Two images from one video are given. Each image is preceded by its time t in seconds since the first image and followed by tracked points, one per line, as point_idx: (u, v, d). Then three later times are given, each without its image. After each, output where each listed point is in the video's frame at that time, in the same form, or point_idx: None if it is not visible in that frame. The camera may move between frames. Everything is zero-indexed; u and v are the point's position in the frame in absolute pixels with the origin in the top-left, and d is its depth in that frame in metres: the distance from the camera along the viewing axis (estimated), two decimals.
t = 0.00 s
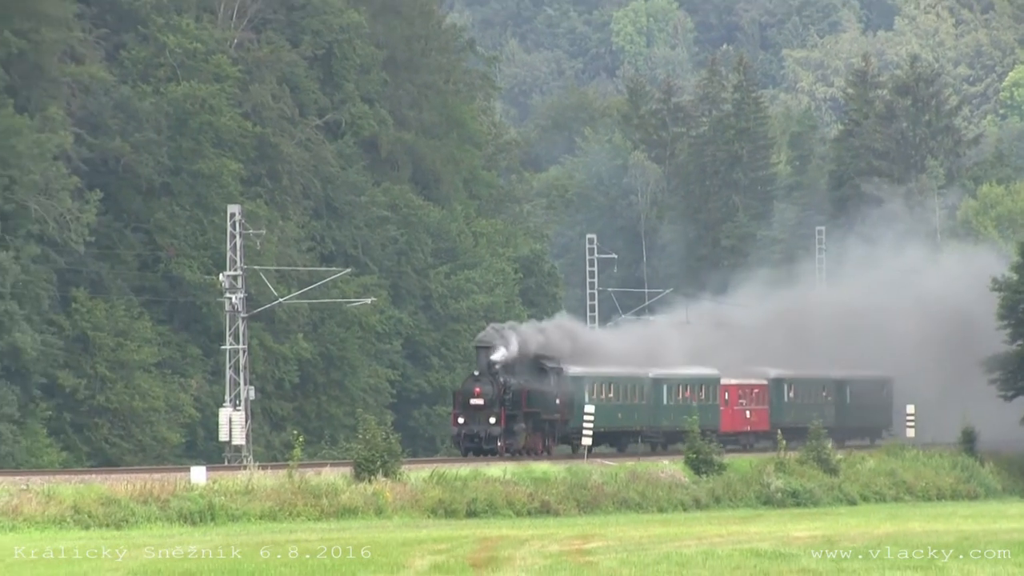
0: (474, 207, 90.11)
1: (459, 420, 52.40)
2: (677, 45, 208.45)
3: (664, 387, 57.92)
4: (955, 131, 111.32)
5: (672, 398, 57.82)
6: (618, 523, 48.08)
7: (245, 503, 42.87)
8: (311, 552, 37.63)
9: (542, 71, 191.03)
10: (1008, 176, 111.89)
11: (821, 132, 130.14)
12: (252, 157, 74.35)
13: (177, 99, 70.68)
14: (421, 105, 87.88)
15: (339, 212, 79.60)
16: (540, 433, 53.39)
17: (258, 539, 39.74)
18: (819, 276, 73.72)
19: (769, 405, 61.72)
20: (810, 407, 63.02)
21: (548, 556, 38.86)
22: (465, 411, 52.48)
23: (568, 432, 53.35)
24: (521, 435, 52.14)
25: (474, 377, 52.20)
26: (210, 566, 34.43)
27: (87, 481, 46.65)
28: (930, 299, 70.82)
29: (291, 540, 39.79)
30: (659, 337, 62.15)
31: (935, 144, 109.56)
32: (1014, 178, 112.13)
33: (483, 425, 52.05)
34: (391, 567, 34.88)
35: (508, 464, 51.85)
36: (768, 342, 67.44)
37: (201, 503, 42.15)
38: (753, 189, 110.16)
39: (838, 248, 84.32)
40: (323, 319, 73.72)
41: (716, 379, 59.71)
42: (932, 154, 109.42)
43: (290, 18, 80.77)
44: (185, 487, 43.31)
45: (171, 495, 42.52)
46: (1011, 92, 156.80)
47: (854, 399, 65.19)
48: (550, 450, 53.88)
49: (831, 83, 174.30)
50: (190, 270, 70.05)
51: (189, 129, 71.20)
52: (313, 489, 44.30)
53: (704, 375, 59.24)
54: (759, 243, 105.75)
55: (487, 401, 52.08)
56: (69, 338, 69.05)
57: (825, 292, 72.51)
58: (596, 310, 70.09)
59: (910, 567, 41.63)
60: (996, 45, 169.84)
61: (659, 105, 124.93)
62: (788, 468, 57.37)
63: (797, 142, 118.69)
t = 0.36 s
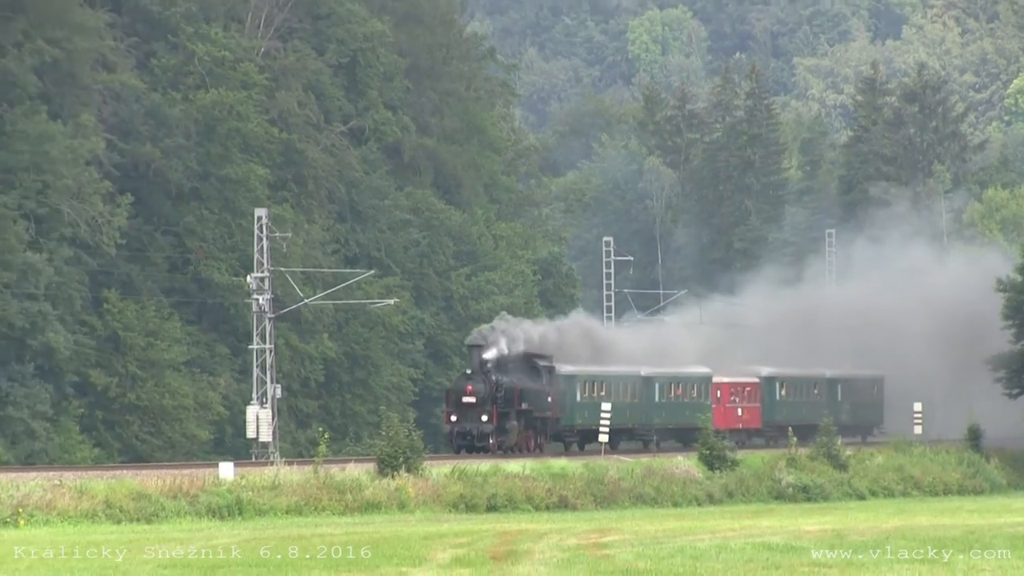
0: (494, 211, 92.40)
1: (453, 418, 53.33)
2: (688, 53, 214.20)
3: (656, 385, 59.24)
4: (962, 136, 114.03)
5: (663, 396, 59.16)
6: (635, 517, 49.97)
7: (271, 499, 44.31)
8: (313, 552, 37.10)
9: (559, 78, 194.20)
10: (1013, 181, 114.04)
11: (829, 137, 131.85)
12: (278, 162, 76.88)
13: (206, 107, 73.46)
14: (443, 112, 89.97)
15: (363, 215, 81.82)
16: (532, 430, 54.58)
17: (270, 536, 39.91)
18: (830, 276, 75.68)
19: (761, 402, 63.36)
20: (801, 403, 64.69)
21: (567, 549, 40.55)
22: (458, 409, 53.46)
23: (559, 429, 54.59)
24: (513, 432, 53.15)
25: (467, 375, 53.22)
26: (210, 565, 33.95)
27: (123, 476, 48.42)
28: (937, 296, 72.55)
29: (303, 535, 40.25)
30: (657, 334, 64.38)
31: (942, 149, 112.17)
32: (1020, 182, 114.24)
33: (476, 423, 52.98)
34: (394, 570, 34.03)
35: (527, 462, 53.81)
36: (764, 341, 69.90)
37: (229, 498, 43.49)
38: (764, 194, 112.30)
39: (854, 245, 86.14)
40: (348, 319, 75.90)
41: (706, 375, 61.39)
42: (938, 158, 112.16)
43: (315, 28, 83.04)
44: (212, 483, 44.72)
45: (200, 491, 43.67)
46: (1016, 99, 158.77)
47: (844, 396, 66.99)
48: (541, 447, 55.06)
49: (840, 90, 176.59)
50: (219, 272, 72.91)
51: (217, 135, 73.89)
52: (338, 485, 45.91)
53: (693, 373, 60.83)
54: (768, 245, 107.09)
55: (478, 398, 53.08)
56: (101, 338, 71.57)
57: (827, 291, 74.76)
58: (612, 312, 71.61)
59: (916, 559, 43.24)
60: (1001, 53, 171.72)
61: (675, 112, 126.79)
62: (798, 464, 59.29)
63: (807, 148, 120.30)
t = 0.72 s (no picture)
0: (514, 215, 94.53)
1: (445, 416, 54.64)
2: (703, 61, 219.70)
3: (648, 383, 60.70)
4: (968, 141, 116.12)
5: (654, 394, 60.54)
6: (650, 512, 51.78)
7: (297, 494, 45.64)
8: (312, 552, 36.97)
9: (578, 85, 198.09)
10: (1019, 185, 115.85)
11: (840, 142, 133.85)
12: (303, 167, 79.29)
13: (232, 113, 75.90)
14: (463, 118, 91.99)
15: (386, 219, 83.68)
16: (525, 427, 55.95)
17: (294, 532, 41.27)
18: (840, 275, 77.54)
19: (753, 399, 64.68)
20: (792, 401, 66.04)
21: (584, 544, 42.28)
22: (450, 406, 54.77)
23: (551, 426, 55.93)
24: (505, 430, 54.63)
25: (459, 374, 54.41)
26: (204, 565, 33.62)
27: (153, 472, 49.81)
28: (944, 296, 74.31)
29: (326, 530, 41.62)
30: (666, 334, 66.43)
31: (949, 154, 114.10)
32: None
33: (468, 421, 54.34)
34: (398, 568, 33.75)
35: (546, 459, 55.92)
36: (767, 341, 71.83)
37: (255, 493, 44.74)
38: (775, 198, 113.93)
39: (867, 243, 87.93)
40: (371, 320, 77.99)
41: (698, 374, 63.14)
42: (944, 163, 113.71)
43: (339, 36, 85.16)
44: (240, 479, 46.09)
45: (227, 486, 45.00)
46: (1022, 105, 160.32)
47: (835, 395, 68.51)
48: (534, 443, 56.50)
49: (850, 96, 178.58)
50: (245, 274, 75.30)
51: (243, 140, 76.31)
52: (361, 480, 47.25)
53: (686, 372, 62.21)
54: (778, 246, 108.76)
55: (471, 397, 54.36)
56: (131, 338, 74.02)
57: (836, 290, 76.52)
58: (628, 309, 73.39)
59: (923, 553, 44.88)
60: (1006, 61, 173.38)
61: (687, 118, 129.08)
62: (809, 460, 61.10)
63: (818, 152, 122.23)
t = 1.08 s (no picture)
0: (532, 218, 96.71)
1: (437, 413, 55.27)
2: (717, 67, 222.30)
3: (639, 381, 61.82)
4: (975, 146, 118.18)
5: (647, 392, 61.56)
6: (665, 507, 53.55)
7: (320, 490, 46.57)
8: (314, 552, 35.27)
9: (593, 92, 201.67)
10: None
11: (849, 149, 135.65)
12: (328, 171, 81.60)
13: (259, 119, 78.64)
14: (483, 124, 94.22)
15: (408, 222, 86.10)
16: (516, 425, 56.89)
17: (319, 526, 41.60)
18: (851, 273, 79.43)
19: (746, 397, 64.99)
20: (784, 400, 66.53)
21: (601, 538, 43.73)
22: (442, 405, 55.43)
23: (543, 423, 56.87)
24: (497, 427, 55.46)
25: (452, 372, 55.11)
26: (215, 566, 31.82)
27: (181, 468, 51.29)
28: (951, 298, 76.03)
29: (350, 525, 41.93)
30: (674, 333, 68.16)
31: (955, 158, 116.25)
32: None
33: (461, 418, 54.98)
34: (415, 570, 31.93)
35: (563, 457, 57.86)
36: (772, 340, 73.48)
37: (281, 489, 45.63)
38: (786, 202, 116.32)
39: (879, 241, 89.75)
40: (393, 319, 79.83)
41: (691, 373, 63.85)
42: (952, 167, 115.79)
43: (362, 44, 87.44)
44: (265, 475, 47.05)
45: (254, 482, 46.12)
46: None
47: (828, 392, 69.55)
48: (525, 441, 57.47)
49: (859, 103, 180.32)
50: (271, 276, 77.90)
51: (271, 145, 78.72)
52: (384, 477, 48.34)
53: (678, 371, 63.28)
54: (790, 249, 110.54)
55: (463, 395, 54.98)
56: (160, 338, 76.39)
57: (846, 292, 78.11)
58: (644, 304, 75.64)
59: (930, 547, 46.28)
60: (1011, 68, 174.91)
61: (703, 123, 131.48)
62: (820, 456, 62.93)
63: (829, 158, 124.16)
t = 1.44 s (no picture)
0: (551, 221, 99.13)
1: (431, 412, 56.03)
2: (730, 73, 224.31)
3: (633, 380, 62.67)
4: (981, 151, 120.44)
5: (640, 389, 62.59)
6: (680, 502, 55.36)
7: (345, 486, 47.89)
8: (312, 551, 35.50)
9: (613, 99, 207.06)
10: None
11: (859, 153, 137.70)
12: (352, 175, 84.08)
13: (287, 124, 80.66)
14: (503, 129, 96.83)
15: (430, 224, 89.20)
16: (511, 423, 57.32)
17: (343, 521, 42.92)
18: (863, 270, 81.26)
19: (739, 395, 66.72)
20: (777, 397, 68.45)
21: (617, 532, 45.49)
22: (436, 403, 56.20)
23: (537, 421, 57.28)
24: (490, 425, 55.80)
25: (445, 370, 55.91)
26: (225, 570, 31.14)
27: (207, 464, 53.03)
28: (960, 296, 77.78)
29: (374, 520, 43.38)
30: (684, 332, 69.78)
31: (963, 164, 118.92)
32: None
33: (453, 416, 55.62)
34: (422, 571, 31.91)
35: (581, 453, 59.73)
36: (775, 336, 75.28)
37: (306, 484, 46.91)
38: (797, 205, 118.25)
39: (894, 237, 91.55)
40: (416, 319, 82.02)
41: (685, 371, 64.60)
42: (959, 172, 118.95)
43: (385, 52, 90.05)
44: (291, 471, 48.24)
45: (281, 478, 47.30)
46: None
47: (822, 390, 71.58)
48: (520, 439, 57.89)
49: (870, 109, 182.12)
50: (297, 277, 80.28)
51: (296, 150, 80.92)
52: (407, 473, 49.70)
53: (670, 369, 64.09)
54: (803, 250, 112.42)
55: (456, 394, 55.82)
56: (189, 338, 78.89)
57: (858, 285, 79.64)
58: (659, 303, 77.71)
59: (937, 540, 47.96)
60: (1018, 75, 176.38)
61: (715, 128, 134.48)
62: (831, 453, 64.80)
63: (839, 162, 126.86)
